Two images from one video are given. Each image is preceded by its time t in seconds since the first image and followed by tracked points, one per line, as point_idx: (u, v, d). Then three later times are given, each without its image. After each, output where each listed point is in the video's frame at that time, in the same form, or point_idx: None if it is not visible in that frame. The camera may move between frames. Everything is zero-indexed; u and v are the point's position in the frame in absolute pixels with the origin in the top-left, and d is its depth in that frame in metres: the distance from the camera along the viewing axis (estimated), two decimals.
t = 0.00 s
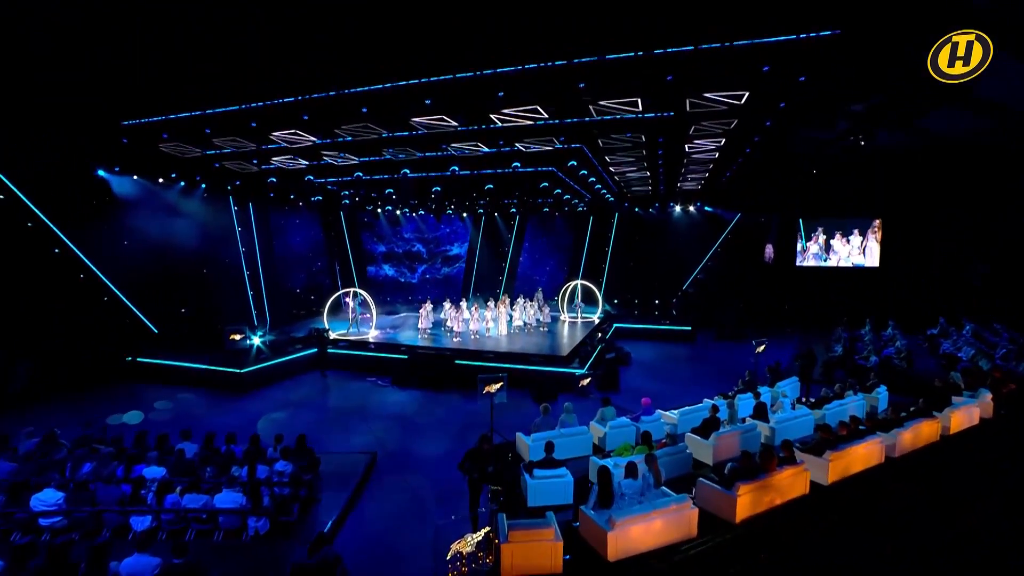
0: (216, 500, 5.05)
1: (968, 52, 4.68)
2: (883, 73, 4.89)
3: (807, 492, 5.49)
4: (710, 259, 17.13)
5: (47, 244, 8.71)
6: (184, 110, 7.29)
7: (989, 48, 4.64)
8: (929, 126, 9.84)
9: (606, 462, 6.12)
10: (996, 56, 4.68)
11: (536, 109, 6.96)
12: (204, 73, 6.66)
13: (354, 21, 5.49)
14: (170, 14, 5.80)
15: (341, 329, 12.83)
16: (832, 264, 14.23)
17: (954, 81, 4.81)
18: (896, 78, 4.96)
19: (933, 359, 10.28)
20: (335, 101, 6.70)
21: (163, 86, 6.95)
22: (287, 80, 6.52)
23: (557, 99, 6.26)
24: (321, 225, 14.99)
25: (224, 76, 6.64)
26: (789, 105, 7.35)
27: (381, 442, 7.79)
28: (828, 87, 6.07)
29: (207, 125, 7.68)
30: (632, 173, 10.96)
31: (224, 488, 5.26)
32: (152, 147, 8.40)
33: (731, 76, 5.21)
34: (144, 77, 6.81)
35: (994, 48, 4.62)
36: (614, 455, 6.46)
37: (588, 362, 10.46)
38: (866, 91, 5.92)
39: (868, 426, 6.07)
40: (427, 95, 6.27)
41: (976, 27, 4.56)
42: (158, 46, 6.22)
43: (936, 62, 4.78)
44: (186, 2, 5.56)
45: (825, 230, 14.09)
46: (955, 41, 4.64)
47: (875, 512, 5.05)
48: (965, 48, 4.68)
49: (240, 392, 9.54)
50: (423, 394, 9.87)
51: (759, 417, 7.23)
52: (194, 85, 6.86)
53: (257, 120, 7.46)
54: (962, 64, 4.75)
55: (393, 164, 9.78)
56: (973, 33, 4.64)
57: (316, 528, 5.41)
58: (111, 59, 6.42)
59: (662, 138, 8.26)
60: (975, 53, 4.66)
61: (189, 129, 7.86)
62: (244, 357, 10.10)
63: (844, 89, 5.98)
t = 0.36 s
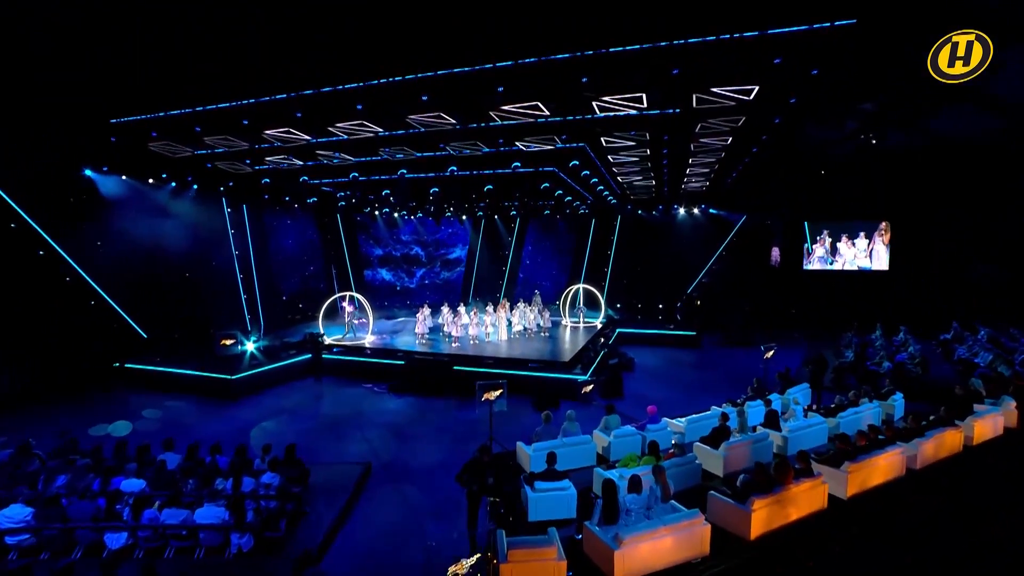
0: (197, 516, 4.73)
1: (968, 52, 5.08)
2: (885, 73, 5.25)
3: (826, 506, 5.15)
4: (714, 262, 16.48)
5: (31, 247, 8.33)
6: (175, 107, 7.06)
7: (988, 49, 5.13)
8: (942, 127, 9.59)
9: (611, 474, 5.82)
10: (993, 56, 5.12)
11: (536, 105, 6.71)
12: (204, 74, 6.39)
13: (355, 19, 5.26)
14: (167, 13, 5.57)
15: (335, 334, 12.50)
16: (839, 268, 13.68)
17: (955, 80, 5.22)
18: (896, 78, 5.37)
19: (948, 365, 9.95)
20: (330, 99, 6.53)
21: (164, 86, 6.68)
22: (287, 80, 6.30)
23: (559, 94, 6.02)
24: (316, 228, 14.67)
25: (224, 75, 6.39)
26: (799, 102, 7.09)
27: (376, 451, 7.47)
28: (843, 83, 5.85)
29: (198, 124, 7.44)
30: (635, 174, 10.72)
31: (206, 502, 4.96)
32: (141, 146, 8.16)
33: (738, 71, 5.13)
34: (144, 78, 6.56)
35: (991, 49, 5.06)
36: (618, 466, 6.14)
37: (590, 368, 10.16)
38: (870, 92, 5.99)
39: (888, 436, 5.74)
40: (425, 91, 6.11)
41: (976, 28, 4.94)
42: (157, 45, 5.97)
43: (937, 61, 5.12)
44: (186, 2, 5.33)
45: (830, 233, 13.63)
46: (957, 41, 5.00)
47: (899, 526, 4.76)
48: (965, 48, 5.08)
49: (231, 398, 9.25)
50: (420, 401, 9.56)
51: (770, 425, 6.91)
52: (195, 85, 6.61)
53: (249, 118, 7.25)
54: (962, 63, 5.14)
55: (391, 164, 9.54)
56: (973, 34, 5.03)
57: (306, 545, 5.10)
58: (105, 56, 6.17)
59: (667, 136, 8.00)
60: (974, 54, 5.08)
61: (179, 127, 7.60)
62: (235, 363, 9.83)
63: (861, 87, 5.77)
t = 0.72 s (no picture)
0: (174, 532, 4.41)
1: (968, 51, 5.32)
2: (886, 73, 5.33)
3: (847, 520, 4.82)
4: (720, 264, 15.86)
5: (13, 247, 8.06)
6: (163, 104, 6.79)
7: (989, 48, 5.37)
8: (955, 127, 9.35)
9: (616, 485, 5.50)
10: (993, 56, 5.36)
11: (537, 100, 6.44)
12: (204, 74, 6.25)
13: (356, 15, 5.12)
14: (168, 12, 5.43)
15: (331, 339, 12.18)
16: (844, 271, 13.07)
17: (956, 79, 5.44)
18: (897, 78, 5.43)
19: (965, 370, 9.59)
20: (323, 94, 6.30)
21: (164, 86, 6.51)
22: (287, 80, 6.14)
23: (563, 86, 5.75)
24: (311, 230, 14.35)
25: (219, 72, 6.20)
26: (810, 98, 6.80)
27: (371, 459, 7.15)
28: (860, 79, 5.60)
29: (186, 120, 7.16)
30: (638, 174, 10.46)
31: (185, 518, 4.63)
32: (129, 144, 7.88)
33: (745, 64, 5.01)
34: (144, 77, 6.41)
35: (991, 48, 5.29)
36: (624, 477, 5.82)
37: (593, 374, 9.83)
38: (873, 91, 5.86)
39: (910, 444, 5.43)
40: (420, 85, 5.89)
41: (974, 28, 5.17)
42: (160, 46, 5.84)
43: (939, 60, 5.34)
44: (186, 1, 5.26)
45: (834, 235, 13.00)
46: (957, 40, 5.18)
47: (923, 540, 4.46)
48: (965, 48, 5.32)
49: (221, 405, 8.92)
50: (417, 407, 9.24)
51: (783, 434, 6.59)
52: (195, 86, 6.45)
53: (240, 114, 6.98)
54: (962, 62, 5.38)
55: (388, 163, 9.30)
56: (972, 33, 5.26)
57: (293, 560, 4.79)
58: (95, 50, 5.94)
59: (673, 132, 7.73)
60: (975, 53, 5.32)
61: (168, 124, 7.35)
62: (226, 368, 9.51)
63: (877, 82, 5.54)
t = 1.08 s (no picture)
0: (146, 549, 4.09)
1: (970, 52, 4.59)
2: (900, 62, 5.03)
3: (870, 541, 4.44)
4: (726, 267, 15.61)
5: None
6: (152, 97, 6.60)
7: (988, 48, 4.65)
8: (970, 125, 9.02)
9: (623, 498, 5.18)
10: (995, 56, 4.65)
11: (538, 93, 6.15)
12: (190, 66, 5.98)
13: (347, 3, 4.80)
14: None
15: (326, 344, 11.81)
16: (849, 272, 13.01)
17: (953, 79, 4.86)
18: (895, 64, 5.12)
19: (984, 378, 9.19)
20: (317, 84, 6.04)
21: (147, 78, 6.24)
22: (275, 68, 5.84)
23: (565, 75, 5.46)
24: (307, 232, 14.13)
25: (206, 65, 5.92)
26: (825, 92, 6.45)
27: (364, 469, 6.82)
28: (882, 69, 5.27)
29: (174, 115, 6.90)
30: (643, 173, 10.20)
31: (159, 534, 4.31)
32: (116, 141, 7.70)
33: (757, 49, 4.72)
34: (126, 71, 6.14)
35: (991, 48, 4.59)
36: (631, 488, 5.50)
37: (597, 380, 9.51)
38: (895, 79, 5.48)
39: (938, 456, 5.09)
40: (417, 78, 5.73)
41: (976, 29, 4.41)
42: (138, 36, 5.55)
43: (937, 62, 4.75)
44: None
45: (838, 238, 12.98)
46: (954, 42, 4.54)
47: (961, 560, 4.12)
48: (965, 49, 4.62)
49: (210, 412, 8.61)
50: (413, 414, 8.93)
51: (798, 442, 6.27)
52: (179, 77, 6.18)
53: (231, 109, 6.72)
54: (963, 63, 4.70)
55: (385, 162, 9.06)
56: (975, 33, 4.50)
57: None
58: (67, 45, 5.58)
59: (679, 129, 7.45)
60: (975, 53, 4.60)
61: (156, 120, 7.10)
62: (216, 373, 9.19)
63: (899, 68, 5.21)
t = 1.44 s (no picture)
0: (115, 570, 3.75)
1: (969, 52, 4.97)
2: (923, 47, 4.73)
3: (903, 555, 4.10)
4: (731, 271, 15.26)
5: None
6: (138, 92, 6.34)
7: (988, 48, 5.03)
8: (983, 123, 8.78)
9: (633, 512, 4.85)
10: (994, 55, 5.03)
11: (541, 85, 5.88)
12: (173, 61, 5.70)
13: None
14: None
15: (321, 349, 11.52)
16: (854, 276, 12.83)
17: (955, 78, 5.23)
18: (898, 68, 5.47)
19: (1006, 386, 8.80)
20: (309, 77, 5.80)
21: (129, 73, 5.97)
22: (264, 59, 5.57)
23: (566, 62, 5.20)
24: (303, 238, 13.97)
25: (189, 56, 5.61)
26: (839, 87, 6.14)
27: (359, 479, 6.50)
28: (903, 40, 4.96)
29: (162, 111, 6.63)
30: (647, 173, 9.94)
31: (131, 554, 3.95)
32: (102, 138, 7.50)
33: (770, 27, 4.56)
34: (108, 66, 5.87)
35: (991, 48, 4.97)
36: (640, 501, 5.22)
37: (600, 386, 9.19)
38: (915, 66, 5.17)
39: (969, 467, 4.76)
40: (414, 70, 5.49)
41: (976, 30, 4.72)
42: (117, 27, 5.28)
43: (937, 61, 5.09)
44: None
45: (842, 241, 12.79)
46: (955, 42, 4.88)
47: None
48: (965, 49, 4.98)
49: (197, 420, 8.28)
50: (410, 421, 8.60)
51: (814, 451, 5.95)
52: (163, 72, 5.91)
53: (220, 104, 6.48)
54: (963, 62, 5.07)
55: (382, 160, 8.83)
56: (977, 32, 4.81)
57: None
58: (43, 39, 5.31)
59: (686, 125, 7.18)
60: (974, 53, 4.97)
61: (143, 116, 6.83)
62: (205, 379, 8.86)
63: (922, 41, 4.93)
